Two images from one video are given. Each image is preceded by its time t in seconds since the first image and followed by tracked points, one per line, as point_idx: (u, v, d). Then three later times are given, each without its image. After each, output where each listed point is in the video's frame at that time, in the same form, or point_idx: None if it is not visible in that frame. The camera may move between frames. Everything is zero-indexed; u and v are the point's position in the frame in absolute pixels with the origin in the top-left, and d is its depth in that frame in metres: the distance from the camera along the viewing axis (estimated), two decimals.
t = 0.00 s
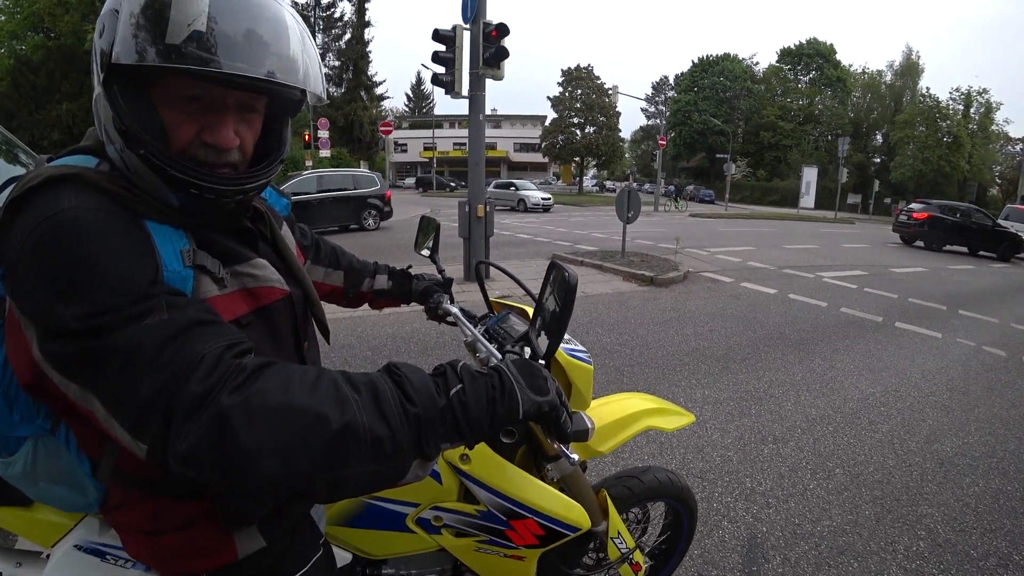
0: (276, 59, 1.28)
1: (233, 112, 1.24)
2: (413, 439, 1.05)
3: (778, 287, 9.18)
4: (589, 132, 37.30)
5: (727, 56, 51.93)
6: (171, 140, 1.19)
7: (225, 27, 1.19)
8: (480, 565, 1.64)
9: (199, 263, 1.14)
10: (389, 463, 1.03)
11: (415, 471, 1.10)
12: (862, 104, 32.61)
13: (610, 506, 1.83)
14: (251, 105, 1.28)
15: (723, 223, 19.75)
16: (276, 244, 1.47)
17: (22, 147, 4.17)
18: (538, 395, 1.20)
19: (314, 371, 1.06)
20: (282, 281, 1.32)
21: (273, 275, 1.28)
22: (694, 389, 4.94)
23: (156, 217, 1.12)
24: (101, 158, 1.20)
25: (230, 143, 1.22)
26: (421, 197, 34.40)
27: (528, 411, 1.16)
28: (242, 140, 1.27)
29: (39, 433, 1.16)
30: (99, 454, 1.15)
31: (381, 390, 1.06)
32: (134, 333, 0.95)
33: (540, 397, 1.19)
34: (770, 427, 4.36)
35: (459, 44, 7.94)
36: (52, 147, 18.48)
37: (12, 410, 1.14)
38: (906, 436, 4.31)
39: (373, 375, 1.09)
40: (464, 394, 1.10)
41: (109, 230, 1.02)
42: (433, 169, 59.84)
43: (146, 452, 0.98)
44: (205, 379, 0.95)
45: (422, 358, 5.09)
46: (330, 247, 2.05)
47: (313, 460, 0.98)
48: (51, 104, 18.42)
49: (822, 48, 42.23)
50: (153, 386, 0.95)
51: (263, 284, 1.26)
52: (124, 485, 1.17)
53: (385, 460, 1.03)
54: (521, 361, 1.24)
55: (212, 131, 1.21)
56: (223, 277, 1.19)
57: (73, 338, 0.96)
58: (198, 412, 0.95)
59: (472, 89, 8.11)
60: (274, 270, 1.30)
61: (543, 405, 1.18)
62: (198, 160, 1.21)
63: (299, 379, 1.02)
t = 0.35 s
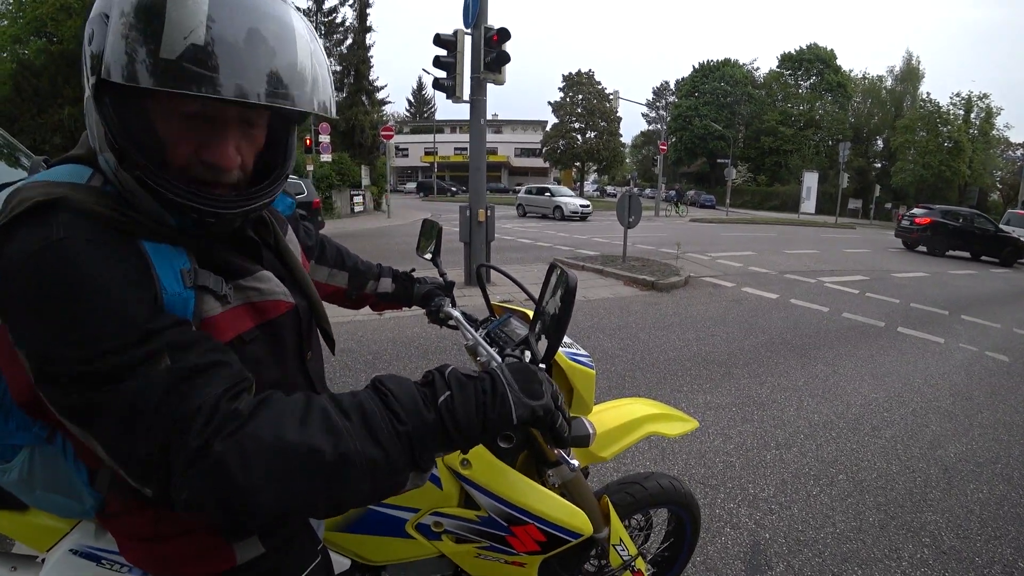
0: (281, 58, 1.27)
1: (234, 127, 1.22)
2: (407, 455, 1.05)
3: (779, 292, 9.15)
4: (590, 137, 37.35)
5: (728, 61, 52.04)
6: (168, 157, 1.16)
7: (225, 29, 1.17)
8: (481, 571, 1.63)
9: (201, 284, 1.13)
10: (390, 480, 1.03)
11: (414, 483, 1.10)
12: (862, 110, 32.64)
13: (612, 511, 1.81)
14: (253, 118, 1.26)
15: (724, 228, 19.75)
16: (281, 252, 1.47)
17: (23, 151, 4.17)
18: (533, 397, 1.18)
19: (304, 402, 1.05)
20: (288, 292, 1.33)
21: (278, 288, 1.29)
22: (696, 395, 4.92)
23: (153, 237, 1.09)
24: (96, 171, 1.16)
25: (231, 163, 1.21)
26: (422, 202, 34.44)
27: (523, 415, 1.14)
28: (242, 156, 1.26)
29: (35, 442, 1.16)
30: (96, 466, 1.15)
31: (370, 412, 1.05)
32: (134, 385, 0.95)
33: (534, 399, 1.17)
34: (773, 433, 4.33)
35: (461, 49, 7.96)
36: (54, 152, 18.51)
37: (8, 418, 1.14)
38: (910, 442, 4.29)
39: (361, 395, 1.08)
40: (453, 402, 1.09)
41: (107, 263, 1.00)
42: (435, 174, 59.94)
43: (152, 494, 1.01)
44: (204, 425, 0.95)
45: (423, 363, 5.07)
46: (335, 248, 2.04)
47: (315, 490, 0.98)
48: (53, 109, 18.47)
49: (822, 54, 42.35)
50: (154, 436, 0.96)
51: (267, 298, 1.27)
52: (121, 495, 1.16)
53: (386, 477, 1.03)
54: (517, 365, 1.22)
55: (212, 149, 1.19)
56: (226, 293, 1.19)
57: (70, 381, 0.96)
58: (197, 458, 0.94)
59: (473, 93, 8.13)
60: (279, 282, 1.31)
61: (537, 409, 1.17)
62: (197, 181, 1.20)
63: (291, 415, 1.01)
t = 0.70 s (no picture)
0: (327, 49, 1.22)
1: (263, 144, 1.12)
2: (426, 445, 1.01)
3: (786, 282, 9.08)
4: (595, 127, 37.11)
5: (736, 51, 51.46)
6: (188, 177, 1.05)
7: (266, 20, 1.11)
8: (490, 558, 1.60)
9: (220, 298, 1.07)
10: (408, 480, 1.01)
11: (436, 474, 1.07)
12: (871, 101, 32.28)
13: (621, 495, 1.79)
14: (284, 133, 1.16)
15: (730, 218, 19.63)
16: (303, 250, 1.41)
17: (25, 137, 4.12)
18: (550, 370, 1.15)
19: (314, 410, 0.99)
20: (310, 297, 1.29)
21: (301, 293, 1.25)
22: (702, 384, 4.88)
23: (167, 252, 1.01)
24: (99, 173, 1.06)
25: (256, 181, 1.11)
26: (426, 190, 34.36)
27: (538, 392, 1.10)
28: (270, 169, 1.14)
29: (34, 432, 1.10)
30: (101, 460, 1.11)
31: (383, 411, 1.00)
32: (149, 419, 0.90)
33: (553, 374, 1.14)
34: (780, 423, 4.30)
35: (466, 35, 7.85)
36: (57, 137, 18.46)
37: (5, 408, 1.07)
38: (918, 435, 4.25)
39: (370, 394, 1.03)
40: (466, 384, 1.05)
41: (121, 285, 0.93)
42: (439, 162, 59.75)
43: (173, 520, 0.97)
44: (221, 457, 0.91)
45: (427, 349, 5.04)
46: (348, 225, 2.00)
47: (337, 502, 0.95)
48: (56, 97, 18.39)
49: (831, 45, 41.89)
50: (170, 467, 0.92)
51: (289, 305, 1.23)
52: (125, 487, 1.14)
53: (407, 477, 1.01)
54: (530, 338, 1.18)
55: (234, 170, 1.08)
56: (248, 305, 1.14)
57: (86, 415, 0.90)
58: (214, 490, 0.91)
59: (478, 80, 8.04)
60: (301, 287, 1.27)
61: (553, 382, 1.13)
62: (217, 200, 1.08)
63: (301, 428, 0.96)
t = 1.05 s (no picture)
0: None
1: (191, 33, 1.02)
2: (459, 412, 0.95)
3: (807, 251, 8.89)
4: (614, 90, 36.19)
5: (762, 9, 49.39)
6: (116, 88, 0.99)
7: None
8: (515, 527, 1.56)
9: (186, 232, 0.97)
10: (433, 444, 0.94)
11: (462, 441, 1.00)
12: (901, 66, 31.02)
13: (648, 465, 1.74)
14: (222, 23, 1.06)
15: (749, 184, 19.19)
16: (287, 187, 1.34)
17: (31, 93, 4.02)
18: (597, 339, 1.07)
19: (335, 359, 0.92)
20: (296, 237, 1.19)
21: (283, 231, 1.15)
22: (721, 352, 4.80)
23: (118, 185, 0.95)
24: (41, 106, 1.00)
25: (195, 82, 1.01)
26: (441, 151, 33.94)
27: (586, 362, 1.04)
28: (211, 65, 1.04)
29: (39, 404, 1.06)
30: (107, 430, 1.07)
31: (414, 367, 0.93)
32: (112, 360, 0.84)
33: (599, 342, 1.06)
34: (799, 393, 4.22)
35: None
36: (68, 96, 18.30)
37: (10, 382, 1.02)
38: (939, 409, 4.16)
39: (401, 346, 0.96)
40: (511, 349, 0.98)
41: (78, 222, 0.87)
42: (454, 123, 58.88)
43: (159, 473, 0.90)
44: (209, 399, 0.84)
45: (442, 313, 4.99)
46: (365, 179, 1.90)
47: (351, 463, 0.88)
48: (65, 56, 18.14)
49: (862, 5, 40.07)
50: (145, 411, 0.85)
51: (272, 243, 1.13)
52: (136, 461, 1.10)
53: (430, 442, 0.93)
54: (577, 303, 1.09)
55: (164, 68, 0.99)
56: (223, 240, 1.04)
57: (47, 363, 0.87)
58: (203, 438, 0.84)
59: (494, 38, 7.75)
60: (285, 225, 1.17)
61: (602, 351, 1.06)
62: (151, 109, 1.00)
63: (317, 377, 0.89)
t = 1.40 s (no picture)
0: None
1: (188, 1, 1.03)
2: (464, 408, 0.93)
3: (819, 230, 8.78)
4: (623, 68, 35.67)
5: None
6: (115, 56, 0.99)
7: None
8: (523, 512, 1.56)
9: (190, 222, 0.97)
10: (440, 442, 0.93)
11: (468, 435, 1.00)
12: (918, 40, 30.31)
13: (657, 449, 1.73)
14: None
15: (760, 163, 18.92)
16: (292, 174, 1.32)
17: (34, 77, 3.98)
18: (598, 325, 1.03)
19: (335, 357, 0.92)
20: (302, 226, 1.18)
21: (290, 220, 1.14)
22: (731, 332, 4.76)
23: (121, 171, 0.93)
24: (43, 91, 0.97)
25: (196, 45, 1.02)
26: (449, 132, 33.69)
27: (591, 355, 1.01)
28: (211, 33, 1.06)
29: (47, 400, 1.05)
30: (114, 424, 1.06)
31: (415, 362, 0.92)
32: (114, 359, 0.82)
33: (600, 329, 1.03)
34: (810, 373, 4.19)
35: None
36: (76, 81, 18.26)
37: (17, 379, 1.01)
38: (952, 390, 4.12)
39: (401, 341, 0.95)
40: (514, 341, 0.96)
41: (74, 210, 0.84)
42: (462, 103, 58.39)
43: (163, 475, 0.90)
44: (209, 403, 0.83)
45: (451, 296, 4.97)
46: (365, 164, 1.89)
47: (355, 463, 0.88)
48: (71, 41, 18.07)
49: None
50: (146, 416, 0.84)
51: (278, 233, 1.12)
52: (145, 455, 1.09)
53: (435, 440, 0.93)
54: (583, 291, 1.07)
55: (162, 31, 1.00)
56: (227, 232, 1.04)
57: (45, 361, 0.84)
58: (205, 442, 0.84)
59: (500, 15, 7.61)
60: (291, 214, 1.15)
61: (606, 341, 1.03)
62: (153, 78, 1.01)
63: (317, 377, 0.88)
